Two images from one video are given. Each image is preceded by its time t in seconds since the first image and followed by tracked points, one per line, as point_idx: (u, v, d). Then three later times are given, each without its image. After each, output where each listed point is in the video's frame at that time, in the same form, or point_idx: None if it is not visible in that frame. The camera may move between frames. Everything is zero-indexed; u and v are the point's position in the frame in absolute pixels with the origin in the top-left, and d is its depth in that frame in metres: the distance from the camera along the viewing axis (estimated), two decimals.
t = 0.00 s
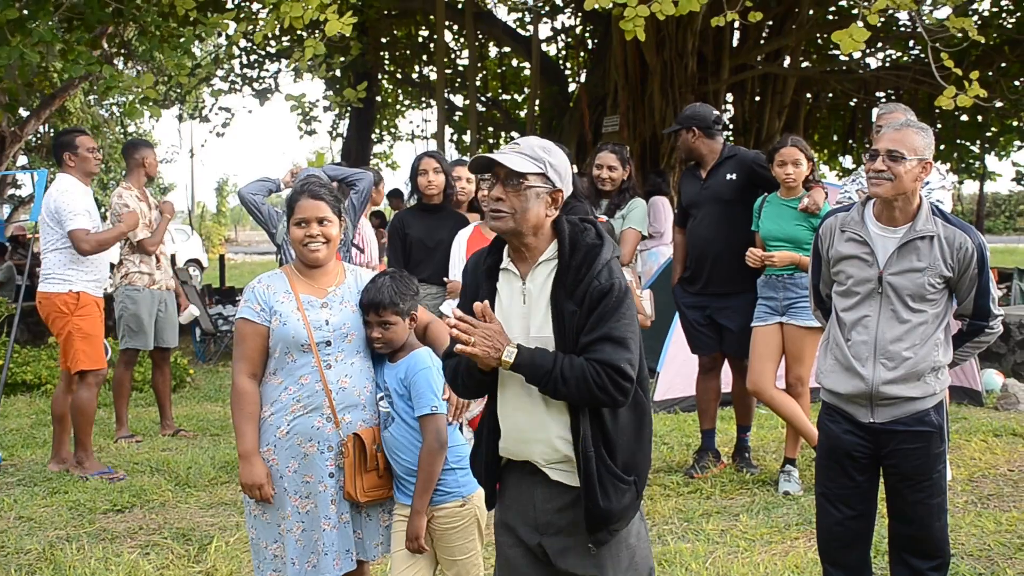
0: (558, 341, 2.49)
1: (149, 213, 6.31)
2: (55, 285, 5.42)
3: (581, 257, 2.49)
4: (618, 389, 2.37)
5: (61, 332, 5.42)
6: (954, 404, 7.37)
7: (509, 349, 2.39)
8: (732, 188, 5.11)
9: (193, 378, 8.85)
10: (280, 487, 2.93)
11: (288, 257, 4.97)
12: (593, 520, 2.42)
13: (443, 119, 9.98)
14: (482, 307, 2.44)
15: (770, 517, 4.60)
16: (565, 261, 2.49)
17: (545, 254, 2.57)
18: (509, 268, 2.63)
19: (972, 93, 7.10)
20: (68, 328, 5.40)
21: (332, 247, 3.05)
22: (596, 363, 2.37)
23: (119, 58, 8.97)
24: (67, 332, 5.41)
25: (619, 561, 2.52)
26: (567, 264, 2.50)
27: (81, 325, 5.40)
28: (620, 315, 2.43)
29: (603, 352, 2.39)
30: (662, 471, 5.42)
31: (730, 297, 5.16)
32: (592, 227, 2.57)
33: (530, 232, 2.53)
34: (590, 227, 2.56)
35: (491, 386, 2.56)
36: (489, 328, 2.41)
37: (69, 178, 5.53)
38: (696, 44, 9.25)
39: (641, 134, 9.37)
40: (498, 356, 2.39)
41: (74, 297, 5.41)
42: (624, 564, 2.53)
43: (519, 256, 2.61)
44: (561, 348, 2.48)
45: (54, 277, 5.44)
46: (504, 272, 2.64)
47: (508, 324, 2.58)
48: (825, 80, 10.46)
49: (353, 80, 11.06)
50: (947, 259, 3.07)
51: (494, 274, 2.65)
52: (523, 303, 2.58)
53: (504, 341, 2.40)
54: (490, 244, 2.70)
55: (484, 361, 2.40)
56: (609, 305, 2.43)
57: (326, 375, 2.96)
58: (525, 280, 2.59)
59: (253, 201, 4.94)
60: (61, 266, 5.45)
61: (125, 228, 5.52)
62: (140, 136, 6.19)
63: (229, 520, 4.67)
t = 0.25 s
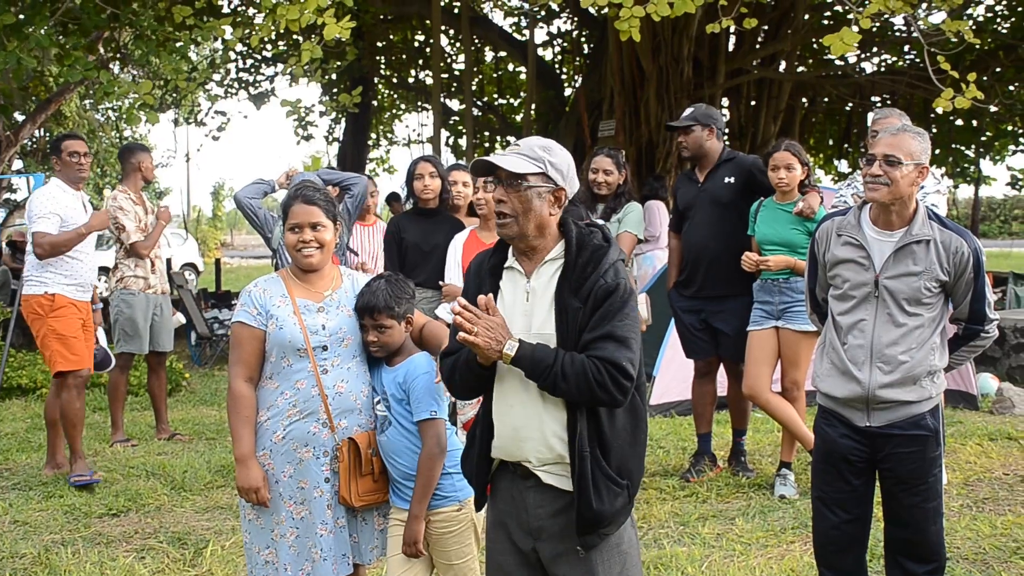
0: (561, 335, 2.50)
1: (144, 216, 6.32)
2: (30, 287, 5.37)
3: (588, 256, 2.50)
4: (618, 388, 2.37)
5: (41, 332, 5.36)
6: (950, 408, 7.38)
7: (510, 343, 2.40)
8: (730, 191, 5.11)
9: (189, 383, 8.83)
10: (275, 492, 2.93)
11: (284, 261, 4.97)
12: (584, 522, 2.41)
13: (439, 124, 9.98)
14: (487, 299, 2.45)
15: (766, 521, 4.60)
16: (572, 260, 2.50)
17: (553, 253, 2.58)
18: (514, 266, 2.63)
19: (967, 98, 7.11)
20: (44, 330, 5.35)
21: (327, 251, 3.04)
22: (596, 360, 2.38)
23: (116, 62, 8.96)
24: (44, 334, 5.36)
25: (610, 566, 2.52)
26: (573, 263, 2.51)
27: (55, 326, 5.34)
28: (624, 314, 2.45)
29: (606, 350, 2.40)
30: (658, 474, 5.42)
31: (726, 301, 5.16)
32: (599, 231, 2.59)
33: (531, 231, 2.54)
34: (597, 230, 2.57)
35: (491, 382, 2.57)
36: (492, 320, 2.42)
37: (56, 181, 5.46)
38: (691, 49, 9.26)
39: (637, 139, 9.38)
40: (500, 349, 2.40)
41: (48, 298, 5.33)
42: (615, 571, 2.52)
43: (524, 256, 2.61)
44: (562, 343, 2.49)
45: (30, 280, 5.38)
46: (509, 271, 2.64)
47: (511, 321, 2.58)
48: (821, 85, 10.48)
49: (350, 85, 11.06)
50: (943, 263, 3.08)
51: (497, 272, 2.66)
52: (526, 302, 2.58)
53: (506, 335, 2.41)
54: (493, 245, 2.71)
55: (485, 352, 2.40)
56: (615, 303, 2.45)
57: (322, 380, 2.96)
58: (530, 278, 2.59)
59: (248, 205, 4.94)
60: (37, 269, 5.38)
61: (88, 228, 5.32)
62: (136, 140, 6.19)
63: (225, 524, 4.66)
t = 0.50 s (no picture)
0: (563, 333, 2.50)
1: (145, 217, 6.32)
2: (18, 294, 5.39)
3: (592, 255, 2.51)
4: (619, 386, 2.38)
5: (25, 340, 5.35)
6: (950, 409, 7.38)
7: (511, 341, 2.40)
8: (735, 191, 5.13)
9: (189, 384, 8.83)
10: (275, 495, 2.94)
11: (284, 263, 4.98)
12: (584, 522, 2.41)
13: (439, 125, 9.99)
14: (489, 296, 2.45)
15: (766, 522, 4.60)
16: (576, 259, 2.51)
17: (556, 252, 2.58)
18: (518, 266, 2.64)
19: (967, 99, 7.12)
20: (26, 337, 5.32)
21: (326, 253, 3.04)
22: (599, 358, 2.39)
23: (115, 64, 8.96)
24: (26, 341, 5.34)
25: (610, 567, 2.52)
26: (577, 262, 2.51)
27: (32, 333, 5.29)
28: (627, 313, 2.45)
29: (608, 348, 2.41)
30: (658, 476, 5.43)
31: (727, 303, 5.17)
32: (602, 231, 2.59)
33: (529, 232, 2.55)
34: (601, 230, 2.58)
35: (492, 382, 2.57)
36: (495, 317, 2.41)
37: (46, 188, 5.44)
38: (691, 50, 9.26)
39: (637, 141, 9.38)
40: (501, 346, 2.40)
41: (27, 304, 5.29)
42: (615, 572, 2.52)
43: (528, 255, 2.61)
44: (564, 342, 2.49)
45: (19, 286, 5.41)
46: (513, 271, 2.65)
47: (514, 320, 2.59)
48: (821, 87, 10.48)
49: (349, 86, 11.06)
50: (944, 265, 3.09)
51: (502, 273, 2.66)
52: (530, 301, 2.58)
53: (508, 332, 2.41)
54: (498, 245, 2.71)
55: (487, 348, 2.40)
56: (619, 301, 2.45)
57: (322, 383, 2.97)
58: (534, 277, 2.60)
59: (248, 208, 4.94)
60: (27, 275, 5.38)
61: (59, 230, 5.21)
62: (136, 142, 6.19)
63: (225, 525, 4.67)
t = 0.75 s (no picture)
0: (559, 335, 2.51)
1: (139, 221, 6.32)
2: None
3: (589, 257, 2.51)
4: (616, 387, 2.39)
5: None
6: (944, 412, 7.40)
7: (508, 342, 2.41)
8: (736, 194, 5.17)
9: (183, 387, 8.82)
10: (269, 499, 2.95)
11: (279, 266, 4.98)
12: (581, 524, 2.42)
13: (434, 128, 9.99)
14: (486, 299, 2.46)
15: (760, 525, 4.61)
16: (571, 261, 2.51)
17: (553, 255, 2.59)
18: (514, 269, 2.64)
19: (961, 103, 7.14)
20: None
21: (321, 257, 3.04)
22: (596, 359, 2.40)
23: (110, 67, 8.94)
24: None
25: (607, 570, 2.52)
26: (574, 264, 2.51)
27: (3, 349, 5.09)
28: (623, 315, 2.46)
29: (605, 349, 2.42)
30: (653, 479, 5.43)
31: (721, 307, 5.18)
32: (599, 235, 2.60)
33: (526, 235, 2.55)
34: (599, 234, 2.59)
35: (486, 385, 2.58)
36: (492, 319, 2.42)
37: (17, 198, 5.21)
38: (686, 54, 9.28)
39: (631, 144, 9.40)
40: (497, 348, 2.40)
41: None
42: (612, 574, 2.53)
43: (524, 258, 2.62)
44: (561, 343, 2.50)
45: None
46: (509, 273, 2.65)
47: (510, 322, 2.59)
48: (815, 90, 10.51)
49: (344, 89, 11.06)
50: (938, 268, 3.10)
51: (498, 275, 2.66)
52: (526, 303, 2.59)
53: (504, 335, 2.42)
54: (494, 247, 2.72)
55: (483, 351, 2.41)
56: (614, 303, 2.46)
57: (316, 388, 2.97)
58: (530, 280, 2.60)
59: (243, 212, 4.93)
60: None
61: (13, 239, 4.92)
62: (130, 145, 6.19)
63: (220, 528, 4.66)
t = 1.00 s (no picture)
0: (558, 331, 2.51)
1: (131, 219, 6.30)
2: None
3: (590, 256, 2.52)
4: (614, 386, 2.40)
5: None
6: (933, 410, 7.44)
7: (512, 337, 2.39)
8: (729, 193, 5.17)
9: (174, 386, 8.80)
10: (260, 498, 2.94)
11: (270, 264, 4.98)
12: (574, 520, 2.43)
13: (426, 126, 9.99)
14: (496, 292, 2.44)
15: (751, 522, 4.63)
16: (572, 259, 2.52)
17: (553, 253, 2.58)
18: (513, 263, 2.65)
19: (951, 102, 7.17)
20: None
21: (314, 255, 3.04)
22: (596, 358, 2.41)
23: (100, 65, 8.92)
24: None
25: (599, 566, 2.53)
26: (575, 261, 2.52)
27: None
28: (623, 316, 2.48)
29: (605, 348, 2.43)
30: (645, 476, 5.45)
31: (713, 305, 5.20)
32: (599, 235, 2.60)
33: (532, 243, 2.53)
34: (597, 233, 2.60)
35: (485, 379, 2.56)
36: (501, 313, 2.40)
37: None
38: (678, 53, 9.29)
39: (623, 143, 9.41)
40: (502, 342, 2.38)
41: None
42: (604, 571, 2.53)
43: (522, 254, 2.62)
44: (559, 340, 2.50)
45: None
46: (507, 267, 2.66)
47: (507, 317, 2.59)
48: (806, 89, 10.54)
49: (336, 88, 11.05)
50: (928, 267, 3.11)
51: (496, 268, 2.67)
52: (524, 298, 2.59)
53: (508, 329, 2.39)
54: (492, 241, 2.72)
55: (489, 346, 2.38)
56: (615, 304, 2.48)
57: (308, 387, 2.97)
58: (529, 276, 2.60)
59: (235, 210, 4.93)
60: None
61: None
62: (121, 143, 6.17)
63: (211, 526, 4.66)
